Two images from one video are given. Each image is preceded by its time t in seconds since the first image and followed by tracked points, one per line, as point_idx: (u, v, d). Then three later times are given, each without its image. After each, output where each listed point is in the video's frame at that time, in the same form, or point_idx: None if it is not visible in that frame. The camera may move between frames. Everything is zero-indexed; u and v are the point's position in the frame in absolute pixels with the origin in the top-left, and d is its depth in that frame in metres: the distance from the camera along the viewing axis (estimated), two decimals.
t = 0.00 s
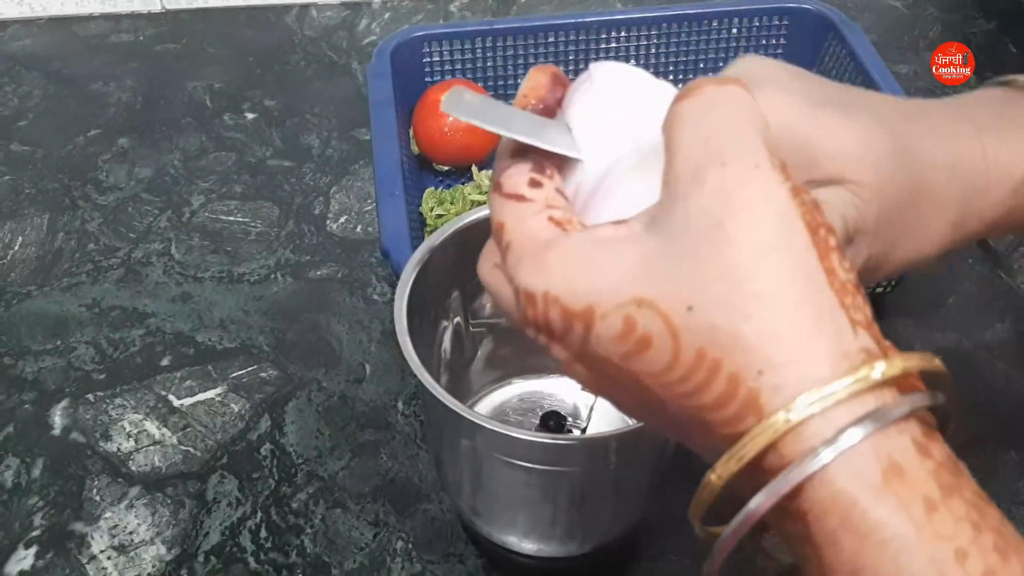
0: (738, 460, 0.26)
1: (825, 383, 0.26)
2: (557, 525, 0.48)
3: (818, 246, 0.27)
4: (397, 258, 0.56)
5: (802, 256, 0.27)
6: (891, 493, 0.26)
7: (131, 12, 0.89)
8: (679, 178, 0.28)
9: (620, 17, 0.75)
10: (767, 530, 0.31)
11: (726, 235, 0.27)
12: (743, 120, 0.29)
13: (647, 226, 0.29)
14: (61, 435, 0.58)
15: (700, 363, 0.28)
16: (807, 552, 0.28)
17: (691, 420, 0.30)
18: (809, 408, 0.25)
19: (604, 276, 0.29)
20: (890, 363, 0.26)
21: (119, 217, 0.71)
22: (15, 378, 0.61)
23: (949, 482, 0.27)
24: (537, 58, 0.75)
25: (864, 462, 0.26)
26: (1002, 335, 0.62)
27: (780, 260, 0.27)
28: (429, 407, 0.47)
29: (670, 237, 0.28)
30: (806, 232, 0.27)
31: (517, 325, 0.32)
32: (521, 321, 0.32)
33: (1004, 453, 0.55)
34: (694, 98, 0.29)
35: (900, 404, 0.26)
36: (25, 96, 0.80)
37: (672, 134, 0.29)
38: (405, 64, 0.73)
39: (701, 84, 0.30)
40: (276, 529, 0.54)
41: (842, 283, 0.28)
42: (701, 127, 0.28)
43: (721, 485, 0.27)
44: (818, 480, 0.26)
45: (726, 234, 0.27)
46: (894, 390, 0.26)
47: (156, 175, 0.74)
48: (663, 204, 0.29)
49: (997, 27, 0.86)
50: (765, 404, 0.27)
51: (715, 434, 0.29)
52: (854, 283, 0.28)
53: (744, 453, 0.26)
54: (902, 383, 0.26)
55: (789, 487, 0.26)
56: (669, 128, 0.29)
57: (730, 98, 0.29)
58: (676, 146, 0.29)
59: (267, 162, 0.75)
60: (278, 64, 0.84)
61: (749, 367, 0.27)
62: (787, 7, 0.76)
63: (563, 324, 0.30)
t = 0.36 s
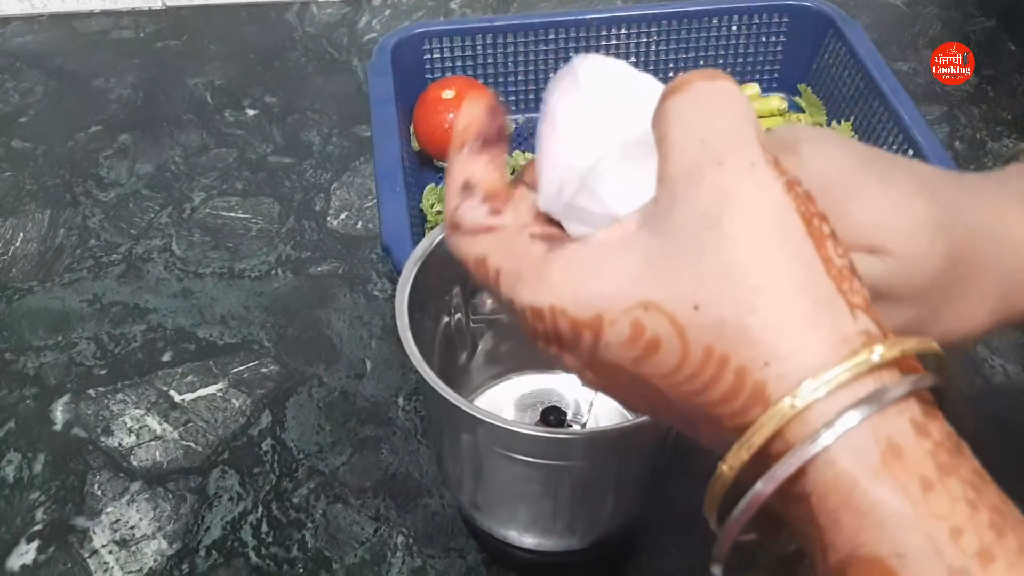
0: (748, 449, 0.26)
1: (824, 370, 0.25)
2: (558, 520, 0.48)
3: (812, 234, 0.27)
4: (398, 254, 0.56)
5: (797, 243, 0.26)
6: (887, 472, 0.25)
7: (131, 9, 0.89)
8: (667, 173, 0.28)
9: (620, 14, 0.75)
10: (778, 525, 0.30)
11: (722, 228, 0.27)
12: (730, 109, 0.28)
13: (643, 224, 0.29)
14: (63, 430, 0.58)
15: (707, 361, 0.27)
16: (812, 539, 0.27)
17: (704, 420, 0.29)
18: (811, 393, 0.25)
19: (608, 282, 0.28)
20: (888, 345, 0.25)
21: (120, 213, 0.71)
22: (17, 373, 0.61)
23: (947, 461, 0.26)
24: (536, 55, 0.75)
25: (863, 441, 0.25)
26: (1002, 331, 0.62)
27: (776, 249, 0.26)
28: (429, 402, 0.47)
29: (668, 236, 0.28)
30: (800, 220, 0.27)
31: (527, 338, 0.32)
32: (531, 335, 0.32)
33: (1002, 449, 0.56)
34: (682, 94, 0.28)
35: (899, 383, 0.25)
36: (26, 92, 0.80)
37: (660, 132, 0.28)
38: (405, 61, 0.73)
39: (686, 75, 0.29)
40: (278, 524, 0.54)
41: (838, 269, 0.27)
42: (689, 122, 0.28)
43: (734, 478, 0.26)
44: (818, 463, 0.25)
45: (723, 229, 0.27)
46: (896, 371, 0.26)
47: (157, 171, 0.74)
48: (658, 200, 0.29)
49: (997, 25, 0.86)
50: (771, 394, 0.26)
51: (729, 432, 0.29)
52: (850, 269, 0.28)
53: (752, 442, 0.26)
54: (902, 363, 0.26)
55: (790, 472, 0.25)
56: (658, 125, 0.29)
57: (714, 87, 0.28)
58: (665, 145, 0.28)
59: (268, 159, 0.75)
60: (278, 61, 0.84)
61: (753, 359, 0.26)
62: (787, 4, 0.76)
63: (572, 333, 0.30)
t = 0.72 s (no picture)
0: (705, 552, 0.26)
1: (785, 475, 0.25)
2: (560, 515, 0.48)
3: (770, 329, 0.27)
4: (400, 250, 0.56)
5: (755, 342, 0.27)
6: None
7: (133, 3, 0.88)
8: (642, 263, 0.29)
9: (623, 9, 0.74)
10: None
11: (678, 321, 0.27)
12: (698, 203, 0.29)
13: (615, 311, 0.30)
14: (65, 425, 0.58)
15: (663, 455, 0.27)
16: None
17: (665, 513, 0.29)
18: (769, 496, 0.25)
19: (571, 366, 0.29)
20: (850, 449, 0.25)
21: (122, 208, 0.71)
22: (19, 368, 0.61)
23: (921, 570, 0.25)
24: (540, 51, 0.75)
25: (831, 552, 0.25)
26: (1004, 328, 0.62)
27: (733, 347, 0.26)
28: (432, 398, 0.47)
29: (630, 324, 0.28)
30: (760, 319, 0.27)
31: (503, 407, 0.33)
32: (509, 409, 0.33)
33: (1003, 445, 0.56)
34: (658, 180, 0.29)
35: (862, 488, 0.25)
36: (28, 87, 0.80)
37: (642, 218, 0.29)
38: (407, 57, 0.73)
39: (655, 127, 0.30)
40: (280, 519, 0.54)
41: (802, 369, 0.27)
42: (664, 214, 0.29)
43: None
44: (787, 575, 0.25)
45: (681, 322, 0.27)
46: (858, 473, 0.26)
47: (159, 166, 0.74)
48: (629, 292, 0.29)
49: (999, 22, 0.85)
50: (727, 496, 0.26)
51: (685, 526, 0.29)
52: (815, 366, 0.27)
53: (709, 545, 0.26)
54: (869, 464, 0.26)
55: None
56: (640, 210, 0.30)
57: (687, 177, 0.29)
58: (651, 234, 0.29)
59: (269, 154, 0.75)
60: (280, 56, 0.84)
61: (708, 457, 0.26)
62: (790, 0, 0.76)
63: (540, 412, 0.31)
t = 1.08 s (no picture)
0: (692, 572, 0.26)
1: (774, 494, 0.25)
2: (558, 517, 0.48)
3: (761, 346, 0.28)
4: (398, 250, 0.56)
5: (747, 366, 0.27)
6: None
7: (132, 3, 0.88)
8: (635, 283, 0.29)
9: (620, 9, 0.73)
10: None
11: (669, 341, 0.28)
12: (690, 224, 0.29)
13: (601, 332, 0.30)
14: (63, 426, 0.58)
15: (648, 476, 0.28)
16: None
17: (645, 534, 0.30)
18: (759, 516, 0.25)
19: (553, 383, 0.30)
20: (844, 470, 0.25)
21: (121, 208, 0.71)
22: (18, 369, 0.61)
23: None
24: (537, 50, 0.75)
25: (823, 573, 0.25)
26: (1003, 328, 0.62)
27: (723, 367, 0.27)
28: (431, 399, 0.47)
29: (618, 342, 0.29)
30: (752, 340, 0.28)
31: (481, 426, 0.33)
32: (486, 425, 0.33)
33: (1002, 445, 0.56)
34: (648, 203, 0.29)
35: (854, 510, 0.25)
36: (26, 88, 0.80)
37: (632, 240, 0.30)
38: (406, 56, 0.73)
39: (651, 153, 0.30)
40: (278, 520, 0.54)
41: (792, 388, 0.27)
42: (654, 233, 0.29)
43: None
44: None
45: (669, 341, 0.28)
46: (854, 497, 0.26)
47: (157, 166, 0.74)
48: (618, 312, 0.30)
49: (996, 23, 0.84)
50: (714, 515, 0.26)
51: (666, 547, 0.29)
52: (805, 383, 0.28)
53: (694, 565, 0.26)
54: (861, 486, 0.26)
55: None
56: (631, 236, 0.30)
57: (682, 200, 0.29)
58: (641, 252, 0.29)
59: (268, 154, 0.75)
60: (279, 56, 0.83)
61: (694, 477, 0.27)
62: None
63: (519, 432, 0.31)
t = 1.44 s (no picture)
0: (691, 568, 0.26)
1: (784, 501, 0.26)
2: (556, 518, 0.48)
3: (779, 358, 0.28)
4: (396, 252, 0.56)
5: (764, 373, 0.28)
6: None
7: (130, 5, 0.88)
8: (647, 282, 0.30)
9: (618, 12, 0.73)
10: None
11: (687, 338, 0.28)
12: (706, 237, 0.30)
13: (611, 325, 0.30)
14: (62, 428, 0.58)
15: (652, 465, 0.28)
16: None
17: (637, 527, 0.30)
18: (770, 519, 0.25)
19: (563, 363, 0.30)
20: (853, 484, 0.26)
21: (120, 210, 0.71)
22: (17, 371, 0.61)
23: None
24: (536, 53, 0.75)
25: None
26: (1000, 328, 0.62)
27: (739, 373, 0.27)
28: (429, 401, 0.47)
29: (632, 332, 0.29)
30: (770, 350, 0.28)
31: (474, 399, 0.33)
32: (479, 397, 0.33)
33: (999, 446, 0.56)
34: (652, 215, 0.30)
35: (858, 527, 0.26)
36: (25, 90, 0.80)
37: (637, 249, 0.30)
38: (405, 59, 0.73)
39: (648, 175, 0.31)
40: (277, 521, 0.54)
41: (804, 400, 0.28)
42: (667, 241, 0.30)
43: None
44: None
45: (687, 338, 0.28)
46: (854, 516, 0.26)
47: (156, 168, 0.74)
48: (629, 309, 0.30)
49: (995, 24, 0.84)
50: (720, 512, 0.26)
51: (656, 542, 0.29)
52: (817, 401, 0.29)
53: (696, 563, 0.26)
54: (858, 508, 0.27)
55: None
56: (636, 247, 0.30)
57: (684, 212, 0.30)
58: (650, 258, 0.30)
59: (267, 156, 0.75)
60: (278, 58, 0.84)
61: (704, 472, 0.27)
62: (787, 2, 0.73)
63: (520, 407, 0.31)
